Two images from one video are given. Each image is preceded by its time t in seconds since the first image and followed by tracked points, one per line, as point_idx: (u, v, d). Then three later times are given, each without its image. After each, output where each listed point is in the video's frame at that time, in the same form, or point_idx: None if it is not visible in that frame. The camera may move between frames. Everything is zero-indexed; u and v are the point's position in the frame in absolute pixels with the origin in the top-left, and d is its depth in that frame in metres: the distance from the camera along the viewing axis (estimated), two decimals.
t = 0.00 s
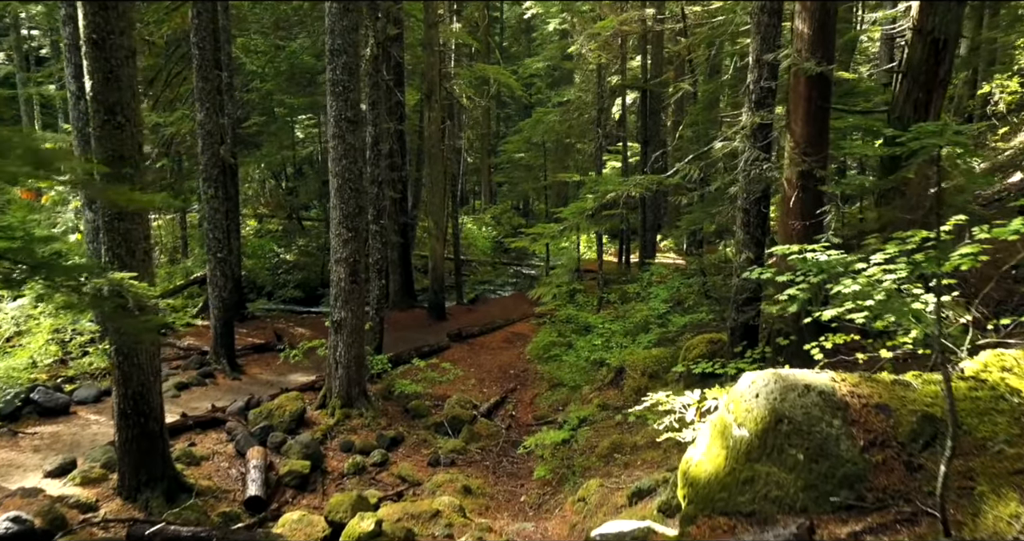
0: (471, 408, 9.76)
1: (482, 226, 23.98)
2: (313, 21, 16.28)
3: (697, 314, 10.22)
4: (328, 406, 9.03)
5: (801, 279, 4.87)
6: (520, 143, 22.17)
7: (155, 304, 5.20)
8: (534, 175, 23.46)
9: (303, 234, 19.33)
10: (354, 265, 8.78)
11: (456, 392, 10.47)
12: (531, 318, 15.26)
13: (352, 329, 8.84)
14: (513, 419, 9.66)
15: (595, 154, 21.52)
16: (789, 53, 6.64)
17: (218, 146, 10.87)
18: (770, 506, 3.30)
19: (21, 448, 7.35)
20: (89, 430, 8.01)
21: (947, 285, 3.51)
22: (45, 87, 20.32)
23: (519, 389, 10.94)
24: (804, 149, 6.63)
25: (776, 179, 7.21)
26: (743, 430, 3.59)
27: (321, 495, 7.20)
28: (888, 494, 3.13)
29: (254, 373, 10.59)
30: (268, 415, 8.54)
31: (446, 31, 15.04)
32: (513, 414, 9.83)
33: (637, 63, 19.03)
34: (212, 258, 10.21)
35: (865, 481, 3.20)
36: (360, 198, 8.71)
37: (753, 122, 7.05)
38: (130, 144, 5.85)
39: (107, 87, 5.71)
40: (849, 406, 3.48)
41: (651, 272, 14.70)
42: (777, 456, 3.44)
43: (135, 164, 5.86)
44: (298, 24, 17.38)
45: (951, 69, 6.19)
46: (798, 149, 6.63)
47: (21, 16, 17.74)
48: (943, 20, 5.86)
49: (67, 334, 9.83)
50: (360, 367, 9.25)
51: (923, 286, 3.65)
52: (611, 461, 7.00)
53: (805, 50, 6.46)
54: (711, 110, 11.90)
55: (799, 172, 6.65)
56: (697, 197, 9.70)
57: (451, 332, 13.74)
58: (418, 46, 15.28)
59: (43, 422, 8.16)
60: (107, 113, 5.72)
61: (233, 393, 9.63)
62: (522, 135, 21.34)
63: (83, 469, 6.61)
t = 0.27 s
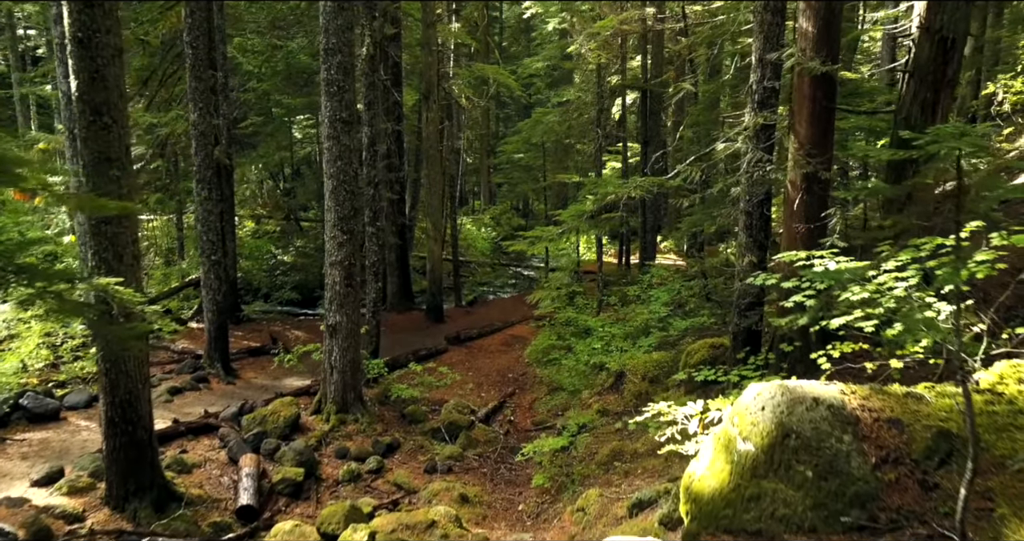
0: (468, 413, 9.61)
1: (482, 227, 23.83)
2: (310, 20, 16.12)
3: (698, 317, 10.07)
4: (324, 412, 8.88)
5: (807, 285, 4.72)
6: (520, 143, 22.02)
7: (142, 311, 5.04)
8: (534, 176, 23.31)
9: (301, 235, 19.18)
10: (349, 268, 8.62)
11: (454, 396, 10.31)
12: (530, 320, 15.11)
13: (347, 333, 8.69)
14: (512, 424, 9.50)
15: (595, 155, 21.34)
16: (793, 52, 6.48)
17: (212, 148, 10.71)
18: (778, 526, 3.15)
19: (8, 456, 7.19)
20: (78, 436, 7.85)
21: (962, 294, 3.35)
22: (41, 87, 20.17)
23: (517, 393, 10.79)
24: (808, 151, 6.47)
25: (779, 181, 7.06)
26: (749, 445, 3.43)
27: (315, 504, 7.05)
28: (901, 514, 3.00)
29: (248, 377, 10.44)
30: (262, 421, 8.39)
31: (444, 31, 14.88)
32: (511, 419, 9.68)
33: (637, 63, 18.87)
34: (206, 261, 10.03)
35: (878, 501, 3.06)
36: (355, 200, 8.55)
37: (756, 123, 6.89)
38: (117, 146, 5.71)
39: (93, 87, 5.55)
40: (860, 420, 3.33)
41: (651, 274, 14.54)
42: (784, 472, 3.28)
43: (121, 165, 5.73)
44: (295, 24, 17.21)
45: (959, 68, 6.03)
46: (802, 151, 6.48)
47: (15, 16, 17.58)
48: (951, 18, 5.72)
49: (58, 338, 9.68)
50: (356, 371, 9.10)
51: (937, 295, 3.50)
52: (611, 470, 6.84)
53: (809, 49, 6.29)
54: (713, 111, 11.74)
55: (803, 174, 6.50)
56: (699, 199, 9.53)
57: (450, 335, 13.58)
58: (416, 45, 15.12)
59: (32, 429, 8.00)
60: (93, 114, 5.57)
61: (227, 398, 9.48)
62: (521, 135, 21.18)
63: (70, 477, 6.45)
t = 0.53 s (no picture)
0: (465, 419, 9.44)
1: (480, 228, 23.65)
2: (307, 20, 15.93)
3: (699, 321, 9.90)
4: (317, 418, 8.71)
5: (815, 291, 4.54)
6: (519, 144, 21.84)
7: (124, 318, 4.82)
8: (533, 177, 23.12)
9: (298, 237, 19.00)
10: (343, 271, 8.44)
11: (451, 402, 10.14)
12: (528, 323, 14.94)
13: (341, 338, 8.52)
14: (510, 431, 9.32)
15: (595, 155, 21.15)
16: (798, 51, 6.30)
17: (205, 149, 10.53)
18: None
19: None
20: (65, 444, 7.67)
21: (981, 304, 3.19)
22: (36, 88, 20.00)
23: (515, 398, 10.62)
24: (813, 152, 6.30)
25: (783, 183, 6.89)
26: (756, 463, 3.25)
27: (307, 514, 6.88)
28: None
29: (242, 382, 10.28)
30: (254, 427, 8.21)
31: (442, 30, 14.69)
32: (509, 425, 9.51)
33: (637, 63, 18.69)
34: (198, 264, 9.83)
35: (894, 525, 2.89)
36: (349, 202, 8.37)
37: (760, 123, 6.72)
38: (101, 147, 5.55)
39: (76, 87, 5.36)
40: (874, 438, 3.16)
41: (651, 276, 14.36)
42: (794, 493, 3.09)
43: (105, 168, 5.56)
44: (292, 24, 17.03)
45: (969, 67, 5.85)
46: (807, 152, 6.31)
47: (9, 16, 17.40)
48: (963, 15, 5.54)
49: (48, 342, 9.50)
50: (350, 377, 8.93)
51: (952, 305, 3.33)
52: (611, 479, 6.67)
53: (815, 47, 6.12)
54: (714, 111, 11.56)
55: (808, 176, 6.33)
56: (701, 201, 9.36)
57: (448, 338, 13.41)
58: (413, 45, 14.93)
59: (18, 436, 7.82)
60: (75, 115, 5.39)
61: (219, 404, 9.30)
62: (521, 136, 21.00)
63: (54, 488, 6.27)
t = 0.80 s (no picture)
0: (463, 424, 9.29)
1: (480, 229, 23.49)
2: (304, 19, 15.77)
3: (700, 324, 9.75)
4: (312, 423, 8.56)
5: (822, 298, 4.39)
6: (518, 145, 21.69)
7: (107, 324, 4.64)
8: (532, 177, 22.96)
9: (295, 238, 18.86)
10: (338, 274, 8.29)
11: (448, 406, 10.00)
12: (527, 325, 14.79)
13: (336, 342, 8.37)
14: (508, 436, 9.18)
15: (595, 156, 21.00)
16: (802, 50, 6.15)
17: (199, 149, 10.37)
18: None
19: None
20: (54, 451, 7.53)
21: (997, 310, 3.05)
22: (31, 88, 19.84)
23: (514, 402, 10.47)
24: (817, 153, 6.15)
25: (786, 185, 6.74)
26: (763, 478, 3.10)
27: (301, 522, 6.74)
28: None
29: (236, 386, 10.13)
30: (248, 433, 8.07)
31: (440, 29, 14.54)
32: (507, 430, 9.36)
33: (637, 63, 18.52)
34: (192, 266, 9.66)
35: None
36: (344, 203, 8.21)
37: (763, 124, 6.57)
38: (87, 149, 5.41)
39: (60, 86, 5.22)
40: (887, 454, 3.01)
41: (651, 278, 14.21)
42: (804, 511, 2.94)
43: (91, 169, 5.43)
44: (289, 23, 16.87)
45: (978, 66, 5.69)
46: (811, 154, 6.17)
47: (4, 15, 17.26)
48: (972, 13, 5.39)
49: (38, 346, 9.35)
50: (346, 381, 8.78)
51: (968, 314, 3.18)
52: (610, 487, 6.53)
53: (819, 46, 5.97)
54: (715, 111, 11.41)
55: (812, 177, 6.19)
56: (702, 202, 9.21)
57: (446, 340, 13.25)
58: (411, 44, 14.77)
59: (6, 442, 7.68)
60: (60, 115, 5.26)
61: (213, 408, 9.17)
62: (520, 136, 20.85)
63: (40, 497, 6.14)
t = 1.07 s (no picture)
0: (459, 430, 9.13)
1: (479, 229, 23.31)
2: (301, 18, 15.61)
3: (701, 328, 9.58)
4: (306, 429, 8.39)
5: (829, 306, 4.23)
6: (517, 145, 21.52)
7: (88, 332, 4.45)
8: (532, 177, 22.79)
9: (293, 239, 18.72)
10: (333, 277, 8.12)
11: (445, 411, 9.84)
12: (526, 328, 14.63)
13: (331, 346, 8.21)
14: (506, 442, 9.02)
15: (594, 156, 20.83)
16: (807, 48, 5.99)
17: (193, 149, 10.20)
18: None
19: None
20: (42, 458, 7.38)
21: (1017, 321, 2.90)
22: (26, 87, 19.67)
23: (512, 406, 10.31)
24: (823, 154, 5.99)
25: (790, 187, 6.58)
26: (771, 497, 2.94)
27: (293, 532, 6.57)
28: None
29: (230, 391, 9.98)
30: (240, 439, 7.91)
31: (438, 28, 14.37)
32: (505, 436, 9.20)
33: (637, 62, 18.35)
34: (185, 269, 9.48)
35: None
36: (338, 205, 8.04)
37: (767, 124, 6.40)
38: (72, 149, 5.25)
39: (43, 84, 5.06)
40: (902, 472, 2.85)
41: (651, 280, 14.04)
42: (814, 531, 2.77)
43: (76, 171, 5.27)
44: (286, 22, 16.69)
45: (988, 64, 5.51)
46: (816, 154, 6.01)
47: None
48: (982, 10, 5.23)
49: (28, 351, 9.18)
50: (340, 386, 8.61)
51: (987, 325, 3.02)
52: (610, 496, 6.37)
53: (825, 44, 5.81)
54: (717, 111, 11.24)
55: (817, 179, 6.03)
56: (703, 204, 9.05)
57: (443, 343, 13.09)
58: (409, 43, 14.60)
59: None
60: (43, 115, 5.09)
61: (206, 414, 9.01)
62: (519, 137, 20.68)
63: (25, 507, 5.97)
